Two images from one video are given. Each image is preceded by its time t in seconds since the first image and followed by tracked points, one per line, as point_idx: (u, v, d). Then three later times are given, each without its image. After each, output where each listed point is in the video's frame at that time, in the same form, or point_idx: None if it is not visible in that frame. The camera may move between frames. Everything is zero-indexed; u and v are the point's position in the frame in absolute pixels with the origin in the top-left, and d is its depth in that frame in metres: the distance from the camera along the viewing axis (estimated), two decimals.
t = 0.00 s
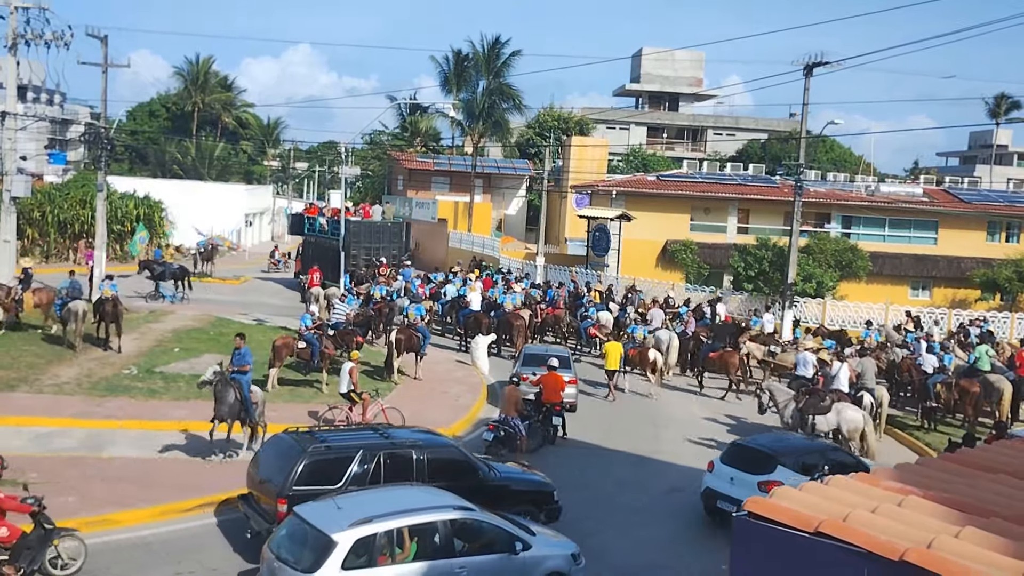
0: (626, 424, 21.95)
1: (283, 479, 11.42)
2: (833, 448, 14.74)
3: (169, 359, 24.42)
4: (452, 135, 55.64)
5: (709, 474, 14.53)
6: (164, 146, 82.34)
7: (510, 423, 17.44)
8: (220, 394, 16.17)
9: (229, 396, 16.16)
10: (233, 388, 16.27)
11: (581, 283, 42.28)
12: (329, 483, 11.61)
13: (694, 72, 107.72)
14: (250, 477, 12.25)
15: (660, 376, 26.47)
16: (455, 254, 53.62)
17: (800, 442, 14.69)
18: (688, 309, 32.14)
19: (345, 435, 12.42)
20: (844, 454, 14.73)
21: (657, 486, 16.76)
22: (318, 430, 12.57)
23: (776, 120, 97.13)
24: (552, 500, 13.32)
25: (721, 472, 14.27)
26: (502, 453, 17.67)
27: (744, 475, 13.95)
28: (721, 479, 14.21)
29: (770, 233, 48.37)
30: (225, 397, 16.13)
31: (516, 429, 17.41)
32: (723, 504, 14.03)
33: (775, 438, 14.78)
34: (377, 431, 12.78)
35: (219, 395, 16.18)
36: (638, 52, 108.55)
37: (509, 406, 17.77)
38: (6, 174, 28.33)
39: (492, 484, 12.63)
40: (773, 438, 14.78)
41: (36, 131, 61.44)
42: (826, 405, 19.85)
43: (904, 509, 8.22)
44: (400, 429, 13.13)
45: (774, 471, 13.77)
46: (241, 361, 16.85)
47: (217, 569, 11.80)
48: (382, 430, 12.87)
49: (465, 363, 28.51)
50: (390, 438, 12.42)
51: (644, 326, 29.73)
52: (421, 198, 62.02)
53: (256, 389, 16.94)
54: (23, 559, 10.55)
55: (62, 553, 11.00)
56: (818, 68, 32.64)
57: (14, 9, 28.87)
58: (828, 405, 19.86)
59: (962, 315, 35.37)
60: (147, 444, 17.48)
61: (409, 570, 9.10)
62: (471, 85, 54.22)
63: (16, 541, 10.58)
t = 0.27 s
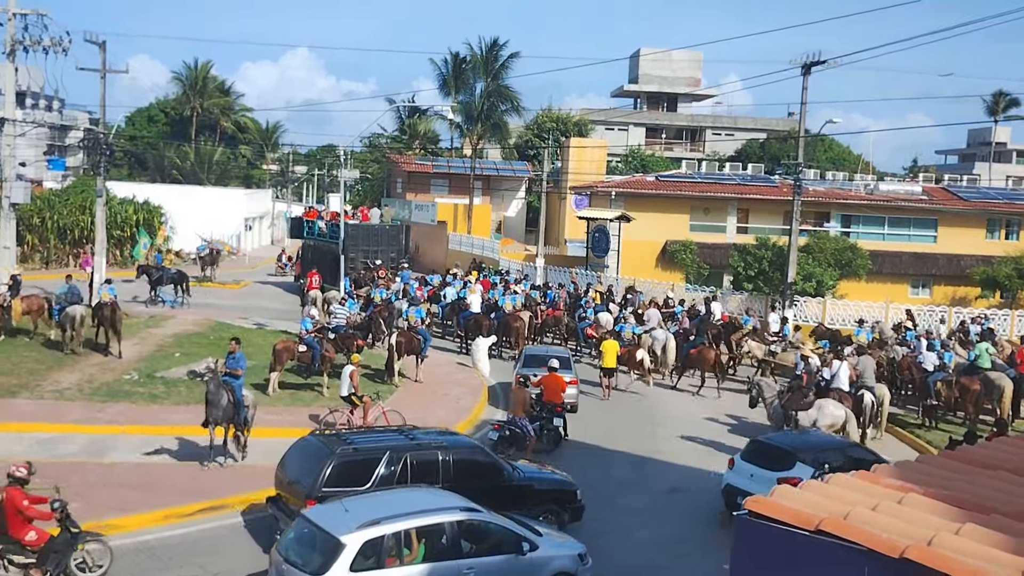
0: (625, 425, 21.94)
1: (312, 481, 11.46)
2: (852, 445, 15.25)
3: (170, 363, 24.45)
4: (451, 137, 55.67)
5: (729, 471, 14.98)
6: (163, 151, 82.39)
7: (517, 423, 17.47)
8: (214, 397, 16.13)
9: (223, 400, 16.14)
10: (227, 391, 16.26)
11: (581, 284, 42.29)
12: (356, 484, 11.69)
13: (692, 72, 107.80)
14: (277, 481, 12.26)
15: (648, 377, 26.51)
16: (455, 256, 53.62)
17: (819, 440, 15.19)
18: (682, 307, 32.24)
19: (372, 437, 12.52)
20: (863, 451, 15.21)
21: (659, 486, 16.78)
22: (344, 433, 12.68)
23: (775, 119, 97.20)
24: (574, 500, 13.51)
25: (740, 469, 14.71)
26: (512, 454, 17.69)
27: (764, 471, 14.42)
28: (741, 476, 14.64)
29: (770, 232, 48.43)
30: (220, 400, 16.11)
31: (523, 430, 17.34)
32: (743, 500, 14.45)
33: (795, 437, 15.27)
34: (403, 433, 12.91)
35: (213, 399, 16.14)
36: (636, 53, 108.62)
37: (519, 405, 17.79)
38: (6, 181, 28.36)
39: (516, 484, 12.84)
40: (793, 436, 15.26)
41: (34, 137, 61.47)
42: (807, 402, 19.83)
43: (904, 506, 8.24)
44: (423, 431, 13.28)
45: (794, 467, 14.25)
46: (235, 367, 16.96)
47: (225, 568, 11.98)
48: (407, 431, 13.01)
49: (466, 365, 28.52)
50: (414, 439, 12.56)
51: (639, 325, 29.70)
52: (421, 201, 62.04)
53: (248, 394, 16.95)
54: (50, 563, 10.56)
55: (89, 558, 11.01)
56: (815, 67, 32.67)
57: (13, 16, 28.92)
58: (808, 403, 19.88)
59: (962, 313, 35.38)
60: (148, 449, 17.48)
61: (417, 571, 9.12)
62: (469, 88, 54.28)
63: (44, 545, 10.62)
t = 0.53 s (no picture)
0: (627, 425, 21.83)
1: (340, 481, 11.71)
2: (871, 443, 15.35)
3: (170, 366, 24.43)
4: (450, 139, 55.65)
5: (749, 468, 15.02)
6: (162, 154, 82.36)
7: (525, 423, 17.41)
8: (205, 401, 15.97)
9: (215, 404, 16.01)
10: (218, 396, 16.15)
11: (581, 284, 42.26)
12: (385, 483, 11.91)
13: (691, 72, 107.83)
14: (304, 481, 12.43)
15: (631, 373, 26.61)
16: (455, 257, 53.60)
17: (838, 437, 15.31)
18: (677, 306, 32.21)
19: (397, 436, 12.69)
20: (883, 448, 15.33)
21: (661, 486, 16.74)
22: (371, 432, 12.84)
23: (774, 118, 97.24)
24: (598, 497, 13.44)
25: (761, 465, 14.74)
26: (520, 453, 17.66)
27: (784, 468, 14.46)
28: (761, 473, 14.68)
29: (770, 232, 48.41)
30: (212, 404, 15.98)
31: (532, 431, 17.29)
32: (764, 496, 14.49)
33: (815, 435, 15.39)
34: (428, 433, 13.04)
35: (203, 404, 15.99)
36: (634, 53, 108.59)
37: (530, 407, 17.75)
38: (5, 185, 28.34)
39: (540, 482, 12.97)
40: (813, 434, 15.38)
41: (34, 140, 61.48)
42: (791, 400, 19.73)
43: (905, 504, 8.22)
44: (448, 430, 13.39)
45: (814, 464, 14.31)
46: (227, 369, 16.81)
47: (218, 570, 11.98)
48: (432, 430, 13.14)
49: (466, 365, 28.53)
50: (440, 438, 12.69)
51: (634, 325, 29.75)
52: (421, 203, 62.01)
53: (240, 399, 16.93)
54: (75, 564, 10.53)
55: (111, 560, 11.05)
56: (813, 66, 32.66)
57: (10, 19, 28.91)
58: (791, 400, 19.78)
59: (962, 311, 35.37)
60: (148, 452, 17.46)
61: (416, 572, 9.09)
62: (468, 89, 54.27)
63: (69, 547, 10.58)
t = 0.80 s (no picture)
0: (627, 425, 21.82)
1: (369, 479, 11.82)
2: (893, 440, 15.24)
3: (171, 367, 24.45)
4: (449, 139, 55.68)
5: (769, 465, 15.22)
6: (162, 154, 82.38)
7: (537, 420, 16.53)
8: (204, 400, 15.99)
9: (213, 403, 16.02)
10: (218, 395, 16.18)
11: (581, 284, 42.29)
12: (414, 480, 12.07)
13: (691, 72, 107.90)
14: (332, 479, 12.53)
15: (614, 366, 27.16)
16: (455, 258, 53.64)
17: (859, 433, 15.22)
18: (674, 305, 32.25)
19: (423, 433, 12.82)
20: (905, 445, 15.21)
21: (662, 486, 16.76)
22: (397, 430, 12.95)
23: (773, 118, 97.32)
24: (621, 495, 13.71)
25: (779, 462, 14.92)
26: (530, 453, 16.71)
27: (801, 465, 14.61)
28: (780, 470, 14.86)
29: (769, 231, 48.45)
30: (211, 403, 16.00)
31: (543, 428, 16.42)
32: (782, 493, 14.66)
33: (837, 431, 15.37)
34: (453, 429, 13.18)
35: (203, 403, 16.01)
36: (634, 53, 108.62)
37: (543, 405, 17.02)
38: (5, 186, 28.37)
39: (565, 478, 13.20)
40: (835, 431, 15.36)
41: (33, 141, 61.50)
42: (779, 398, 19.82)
43: (904, 503, 8.24)
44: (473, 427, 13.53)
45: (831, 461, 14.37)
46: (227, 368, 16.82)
47: (218, 570, 12.01)
48: (458, 428, 13.27)
49: (466, 365, 28.60)
50: (465, 436, 12.82)
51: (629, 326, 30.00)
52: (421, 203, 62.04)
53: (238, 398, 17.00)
54: (102, 562, 10.57)
55: (140, 559, 11.03)
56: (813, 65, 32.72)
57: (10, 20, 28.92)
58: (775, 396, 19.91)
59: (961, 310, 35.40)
60: (149, 453, 17.47)
61: (416, 572, 9.12)
62: (467, 89, 54.30)
63: (94, 545, 10.61)
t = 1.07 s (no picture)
0: (627, 426, 21.82)
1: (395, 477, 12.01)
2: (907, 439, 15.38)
3: (170, 367, 24.46)
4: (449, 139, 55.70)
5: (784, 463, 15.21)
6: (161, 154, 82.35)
7: (549, 420, 16.61)
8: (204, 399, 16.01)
9: (212, 401, 16.05)
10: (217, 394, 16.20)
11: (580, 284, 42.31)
12: (440, 477, 12.24)
13: (690, 72, 108.01)
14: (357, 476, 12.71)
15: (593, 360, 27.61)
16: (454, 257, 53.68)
17: (873, 432, 15.33)
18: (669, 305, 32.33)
19: (448, 431, 12.97)
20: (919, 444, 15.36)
21: (661, 486, 16.78)
22: (421, 428, 13.09)
23: (772, 118, 97.42)
24: (641, 492, 13.89)
25: (796, 460, 14.91)
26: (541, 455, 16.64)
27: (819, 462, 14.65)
28: (796, 467, 14.83)
29: (769, 231, 48.49)
30: (211, 402, 16.02)
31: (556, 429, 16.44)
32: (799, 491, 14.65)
33: (852, 430, 15.45)
34: (478, 427, 13.31)
35: (203, 401, 16.02)
36: (633, 53, 108.66)
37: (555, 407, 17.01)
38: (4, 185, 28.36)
39: (587, 476, 13.37)
40: (850, 429, 15.45)
41: (33, 141, 61.47)
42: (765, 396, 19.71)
43: (902, 503, 8.27)
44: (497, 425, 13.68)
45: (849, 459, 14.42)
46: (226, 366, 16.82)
47: (218, 570, 12.01)
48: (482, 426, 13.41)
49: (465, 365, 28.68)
50: (490, 434, 12.97)
51: (623, 326, 30.18)
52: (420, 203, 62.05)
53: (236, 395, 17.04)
54: (128, 560, 10.67)
55: (166, 557, 11.10)
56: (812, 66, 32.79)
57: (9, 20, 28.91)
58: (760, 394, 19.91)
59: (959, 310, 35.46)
60: (149, 453, 17.48)
61: (415, 572, 9.14)
62: (465, 89, 54.32)
63: (121, 542, 10.65)
